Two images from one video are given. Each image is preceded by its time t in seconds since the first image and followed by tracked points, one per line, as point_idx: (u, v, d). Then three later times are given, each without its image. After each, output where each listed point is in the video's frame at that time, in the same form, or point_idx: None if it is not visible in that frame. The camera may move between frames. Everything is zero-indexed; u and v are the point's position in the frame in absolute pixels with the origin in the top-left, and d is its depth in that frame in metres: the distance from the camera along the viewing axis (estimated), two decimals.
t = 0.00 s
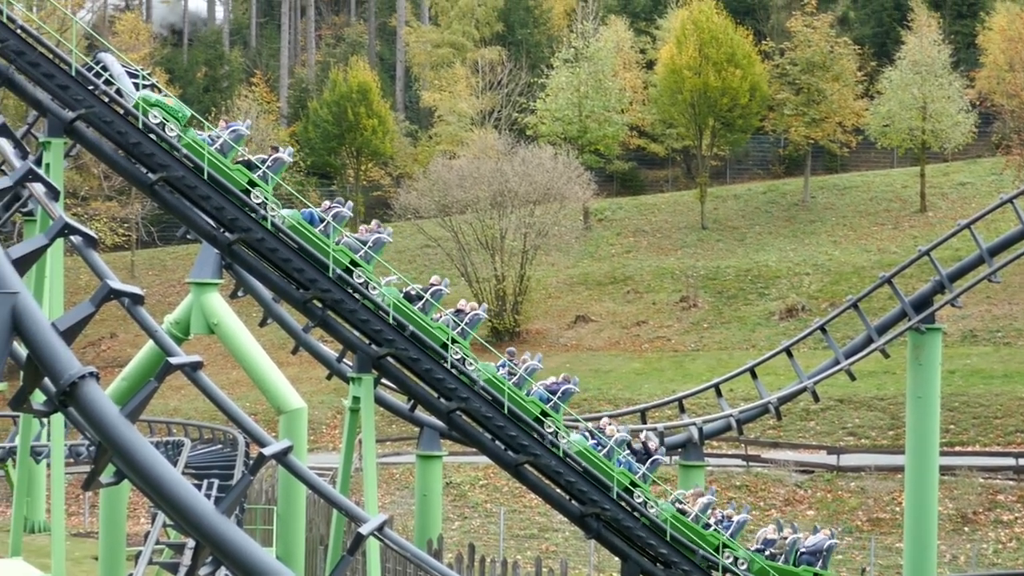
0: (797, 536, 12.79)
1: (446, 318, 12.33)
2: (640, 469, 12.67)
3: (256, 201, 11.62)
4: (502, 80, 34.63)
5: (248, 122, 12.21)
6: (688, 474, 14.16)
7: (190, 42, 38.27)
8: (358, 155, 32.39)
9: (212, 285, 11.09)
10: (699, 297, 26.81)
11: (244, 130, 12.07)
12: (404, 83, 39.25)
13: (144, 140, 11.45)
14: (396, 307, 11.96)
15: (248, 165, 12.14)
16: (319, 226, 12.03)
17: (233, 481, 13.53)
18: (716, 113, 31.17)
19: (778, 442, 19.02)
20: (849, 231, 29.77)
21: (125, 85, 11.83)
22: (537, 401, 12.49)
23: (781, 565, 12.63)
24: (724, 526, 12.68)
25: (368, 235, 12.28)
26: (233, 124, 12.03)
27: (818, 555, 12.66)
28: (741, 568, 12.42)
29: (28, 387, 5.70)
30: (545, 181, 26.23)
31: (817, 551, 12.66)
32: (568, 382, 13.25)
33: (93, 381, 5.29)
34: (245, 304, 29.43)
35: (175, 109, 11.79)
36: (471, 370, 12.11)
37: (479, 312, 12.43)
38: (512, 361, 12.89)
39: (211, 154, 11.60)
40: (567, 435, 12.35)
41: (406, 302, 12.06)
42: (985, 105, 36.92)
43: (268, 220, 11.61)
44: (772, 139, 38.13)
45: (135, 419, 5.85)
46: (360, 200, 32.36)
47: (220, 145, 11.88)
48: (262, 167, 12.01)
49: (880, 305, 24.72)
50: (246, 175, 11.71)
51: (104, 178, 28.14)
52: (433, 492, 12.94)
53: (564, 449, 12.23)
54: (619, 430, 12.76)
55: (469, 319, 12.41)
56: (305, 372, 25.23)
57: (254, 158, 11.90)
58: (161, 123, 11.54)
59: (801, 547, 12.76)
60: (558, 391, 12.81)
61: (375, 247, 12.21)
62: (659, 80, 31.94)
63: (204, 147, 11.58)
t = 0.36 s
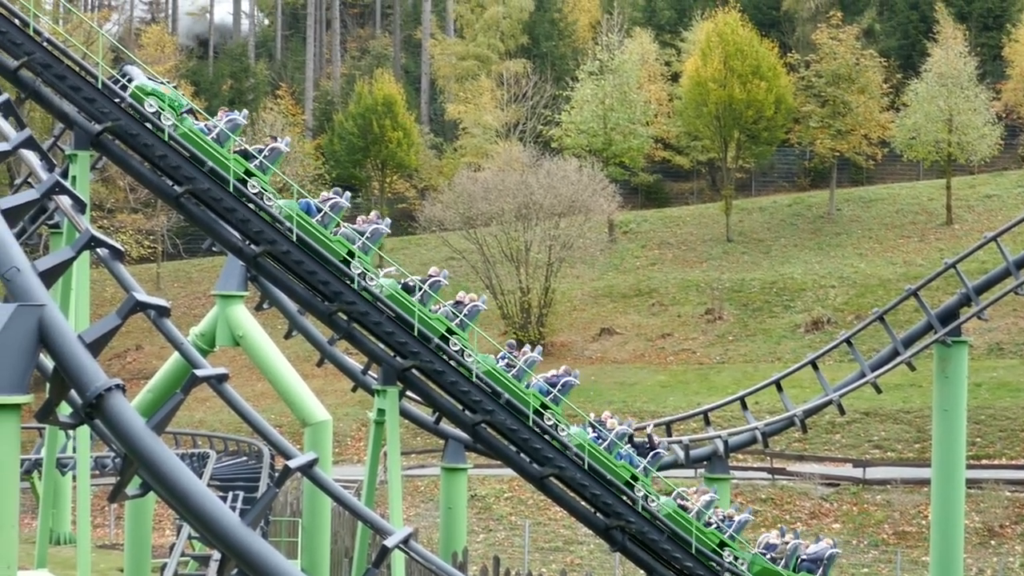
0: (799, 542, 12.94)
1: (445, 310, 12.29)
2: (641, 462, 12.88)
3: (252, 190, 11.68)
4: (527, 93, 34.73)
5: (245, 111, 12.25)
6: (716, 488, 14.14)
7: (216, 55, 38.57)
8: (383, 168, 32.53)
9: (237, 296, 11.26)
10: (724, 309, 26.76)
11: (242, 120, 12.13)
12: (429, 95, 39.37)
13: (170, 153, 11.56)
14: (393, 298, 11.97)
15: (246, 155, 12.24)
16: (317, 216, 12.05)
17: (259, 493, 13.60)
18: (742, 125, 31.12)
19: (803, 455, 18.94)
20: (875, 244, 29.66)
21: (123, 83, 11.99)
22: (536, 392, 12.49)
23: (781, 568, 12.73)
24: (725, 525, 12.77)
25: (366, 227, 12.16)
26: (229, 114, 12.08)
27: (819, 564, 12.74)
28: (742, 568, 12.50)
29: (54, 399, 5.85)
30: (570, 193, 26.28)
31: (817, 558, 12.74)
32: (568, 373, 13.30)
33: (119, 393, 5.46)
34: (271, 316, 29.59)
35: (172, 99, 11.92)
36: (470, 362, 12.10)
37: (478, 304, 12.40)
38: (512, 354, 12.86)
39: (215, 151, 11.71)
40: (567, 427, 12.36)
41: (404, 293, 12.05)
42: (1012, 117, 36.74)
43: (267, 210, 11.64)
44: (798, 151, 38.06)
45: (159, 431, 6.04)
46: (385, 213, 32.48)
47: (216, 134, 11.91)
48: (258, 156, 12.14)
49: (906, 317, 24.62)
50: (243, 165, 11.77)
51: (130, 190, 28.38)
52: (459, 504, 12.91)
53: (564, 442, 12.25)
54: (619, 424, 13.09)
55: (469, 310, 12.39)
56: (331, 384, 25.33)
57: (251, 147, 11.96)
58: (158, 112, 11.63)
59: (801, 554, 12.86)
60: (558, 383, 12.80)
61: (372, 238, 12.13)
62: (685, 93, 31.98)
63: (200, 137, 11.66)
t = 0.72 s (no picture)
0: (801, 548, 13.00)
1: (442, 303, 12.34)
2: (641, 458, 12.75)
3: (247, 181, 11.77)
4: (551, 106, 34.86)
5: (242, 102, 12.43)
6: (741, 502, 14.07)
7: (242, 69, 38.88)
8: (407, 181, 32.67)
9: (262, 310, 11.39)
10: (749, 323, 26.69)
11: (238, 110, 12.31)
12: (453, 108, 39.52)
13: (196, 166, 11.67)
14: (391, 291, 12.02)
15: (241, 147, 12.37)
16: (313, 208, 12.14)
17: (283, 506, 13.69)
18: (766, 139, 31.06)
19: (827, 469, 18.85)
20: (900, 257, 29.54)
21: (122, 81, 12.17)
22: (535, 385, 12.51)
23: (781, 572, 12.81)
24: (724, 525, 12.78)
25: (362, 219, 12.50)
26: (225, 105, 12.25)
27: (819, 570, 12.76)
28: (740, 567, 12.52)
29: (79, 413, 5.90)
30: (594, 207, 26.22)
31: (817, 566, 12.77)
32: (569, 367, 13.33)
33: (143, 406, 5.49)
34: (295, 329, 29.73)
35: (166, 88, 11.98)
36: (468, 356, 12.10)
37: (474, 296, 12.44)
38: (512, 346, 12.90)
39: (210, 142, 11.81)
40: (566, 421, 12.35)
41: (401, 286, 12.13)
42: None
43: (262, 201, 11.76)
44: (822, 165, 37.99)
45: (184, 444, 6.10)
46: (409, 226, 32.62)
47: (211, 123, 12.03)
48: (254, 147, 12.17)
49: (931, 331, 24.52)
50: (238, 156, 11.91)
51: (155, 204, 28.62)
52: (482, 519, 12.94)
53: (564, 436, 12.23)
54: (619, 418, 12.78)
55: (466, 303, 12.46)
56: (355, 398, 25.42)
57: (245, 138, 12.06)
58: (152, 102, 11.74)
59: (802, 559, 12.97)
60: (557, 376, 12.87)
61: (369, 230, 12.41)
62: (709, 106, 32.00)
63: (195, 126, 11.75)
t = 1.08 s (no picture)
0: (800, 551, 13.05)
1: (440, 296, 12.27)
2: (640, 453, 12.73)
3: (244, 172, 11.85)
4: (575, 121, 34.96)
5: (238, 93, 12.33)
6: (763, 517, 14.06)
7: (267, 84, 39.17)
8: (430, 196, 32.82)
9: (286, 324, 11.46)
10: (773, 338, 26.62)
11: (233, 102, 12.21)
12: (477, 123, 39.66)
13: (219, 181, 11.77)
14: (387, 284, 12.01)
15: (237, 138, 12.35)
16: (310, 201, 12.12)
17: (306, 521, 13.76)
18: (790, 153, 30.99)
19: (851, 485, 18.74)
20: (924, 272, 29.41)
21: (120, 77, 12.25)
22: (534, 381, 12.52)
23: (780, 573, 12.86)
24: (727, 522, 12.87)
25: (359, 213, 12.38)
26: (221, 96, 12.18)
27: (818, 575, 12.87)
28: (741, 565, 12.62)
29: (104, 426, 5.98)
30: (618, 221, 26.26)
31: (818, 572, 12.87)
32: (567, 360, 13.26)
33: (167, 421, 5.61)
34: (318, 343, 29.87)
35: (162, 79, 12.03)
36: (467, 351, 12.07)
37: (473, 291, 12.40)
38: (512, 341, 12.84)
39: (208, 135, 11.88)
40: (566, 417, 12.43)
41: (398, 279, 12.08)
42: None
43: (258, 194, 11.80)
44: (846, 180, 37.91)
45: (208, 458, 6.18)
46: (432, 241, 32.73)
47: (208, 115, 12.04)
48: (251, 140, 12.24)
49: (956, 346, 24.41)
50: (235, 148, 11.95)
51: (179, 218, 28.84)
52: (506, 533, 12.92)
53: (563, 432, 12.29)
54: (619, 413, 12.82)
55: (464, 298, 12.39)
56: (378, 412, 25.49)
57: (240, 129, 12.11)
58: (148, 95, 11.82)
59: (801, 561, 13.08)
60: (556, 372, 12.83)
61: (365, 224, 12.29)
62: (733, 121, 32.02)
63: (192, 120, 11.85)
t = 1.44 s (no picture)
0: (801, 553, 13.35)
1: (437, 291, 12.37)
2: (640, 449, 12.88)
3: (239, 166, 11.92)
4: (597, 135, 35.02)
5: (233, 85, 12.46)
6: (787, 532, 14.12)
7: (290, 99, 39.33)
8: (453, 211, 32.90)
9: (308, 340, 11.74)
10: (796, 353, 26.54)
11: (229, 95, 12.34)
12: (499, 138, 39.71)
13: (243, 196, 11.87)
14: (384, 279, 12.10)
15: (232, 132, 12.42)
16: (306, 194, 12.25)
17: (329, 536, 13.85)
18: (813, 168, 30.89)
19: (875, 500, 18.67)
20: (948, 287, 29.30)
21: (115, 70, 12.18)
22: (532, 376, 12.56)
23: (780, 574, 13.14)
24: (728, 520, 13.05)
25: (356, 206, 12.38)
26: (216, 90, 12.29)
27: None
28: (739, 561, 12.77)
29: (128, 441, 6.12)
30: (640, 236, 26.33)
31: None
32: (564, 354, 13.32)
33: (190, 435, 5.72)
34: (340, 358, 29.98)
35: (157, 73, 11.94)
36: (464, 346, 12.15)
37: (470, 285, 12.62)
38: (509, 337, 12.82)
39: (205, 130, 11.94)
40: (564, 412, 12.43)
41: (395, 274, 12.19)
42: None
43: (254, 187, 11.88)
44: (869, 194, 37.79)
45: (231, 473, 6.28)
46: (455, 255, 32.80)
47: (203, 110, 12.13)
48: (246, 133, 12.29)
49: (979, 360, 24.28)
50: (231, 141, 12.00)
51: (201, 233, 29.02)
52: (528, 547, 12.91)
53: (562, 427, 12.32)
54: (618, 409, 12.93)
55: (462, 292, 12.62)
56: (401, 427, 25.56)
57: (236, 125, 12.19)
58: (143, 87, 11.77)
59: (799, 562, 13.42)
60: (554, 367, 12.85)
61: (362, 218, 12.31)
62: (756, 135, 32.00)
63: (188, 113, 11.86)
